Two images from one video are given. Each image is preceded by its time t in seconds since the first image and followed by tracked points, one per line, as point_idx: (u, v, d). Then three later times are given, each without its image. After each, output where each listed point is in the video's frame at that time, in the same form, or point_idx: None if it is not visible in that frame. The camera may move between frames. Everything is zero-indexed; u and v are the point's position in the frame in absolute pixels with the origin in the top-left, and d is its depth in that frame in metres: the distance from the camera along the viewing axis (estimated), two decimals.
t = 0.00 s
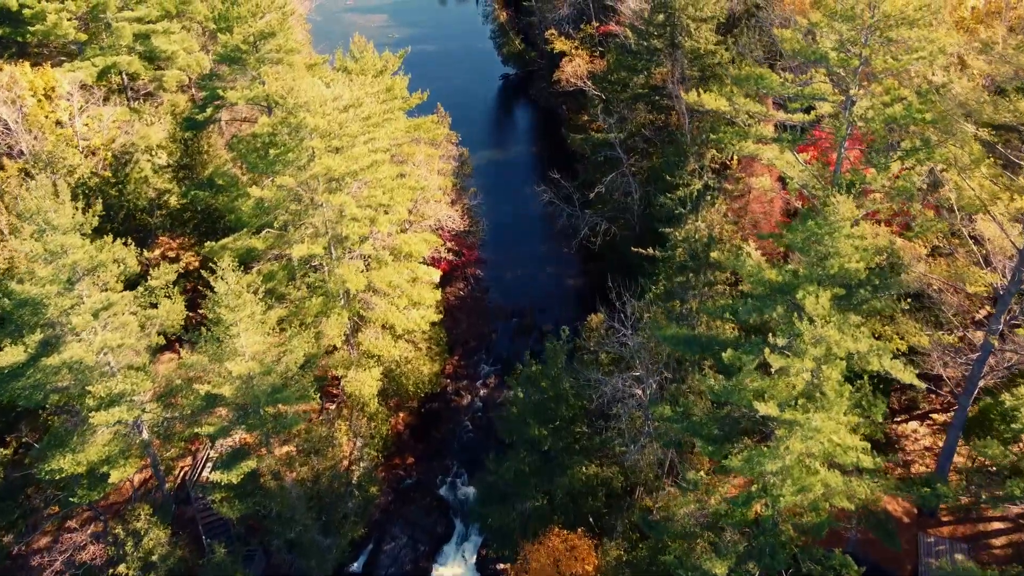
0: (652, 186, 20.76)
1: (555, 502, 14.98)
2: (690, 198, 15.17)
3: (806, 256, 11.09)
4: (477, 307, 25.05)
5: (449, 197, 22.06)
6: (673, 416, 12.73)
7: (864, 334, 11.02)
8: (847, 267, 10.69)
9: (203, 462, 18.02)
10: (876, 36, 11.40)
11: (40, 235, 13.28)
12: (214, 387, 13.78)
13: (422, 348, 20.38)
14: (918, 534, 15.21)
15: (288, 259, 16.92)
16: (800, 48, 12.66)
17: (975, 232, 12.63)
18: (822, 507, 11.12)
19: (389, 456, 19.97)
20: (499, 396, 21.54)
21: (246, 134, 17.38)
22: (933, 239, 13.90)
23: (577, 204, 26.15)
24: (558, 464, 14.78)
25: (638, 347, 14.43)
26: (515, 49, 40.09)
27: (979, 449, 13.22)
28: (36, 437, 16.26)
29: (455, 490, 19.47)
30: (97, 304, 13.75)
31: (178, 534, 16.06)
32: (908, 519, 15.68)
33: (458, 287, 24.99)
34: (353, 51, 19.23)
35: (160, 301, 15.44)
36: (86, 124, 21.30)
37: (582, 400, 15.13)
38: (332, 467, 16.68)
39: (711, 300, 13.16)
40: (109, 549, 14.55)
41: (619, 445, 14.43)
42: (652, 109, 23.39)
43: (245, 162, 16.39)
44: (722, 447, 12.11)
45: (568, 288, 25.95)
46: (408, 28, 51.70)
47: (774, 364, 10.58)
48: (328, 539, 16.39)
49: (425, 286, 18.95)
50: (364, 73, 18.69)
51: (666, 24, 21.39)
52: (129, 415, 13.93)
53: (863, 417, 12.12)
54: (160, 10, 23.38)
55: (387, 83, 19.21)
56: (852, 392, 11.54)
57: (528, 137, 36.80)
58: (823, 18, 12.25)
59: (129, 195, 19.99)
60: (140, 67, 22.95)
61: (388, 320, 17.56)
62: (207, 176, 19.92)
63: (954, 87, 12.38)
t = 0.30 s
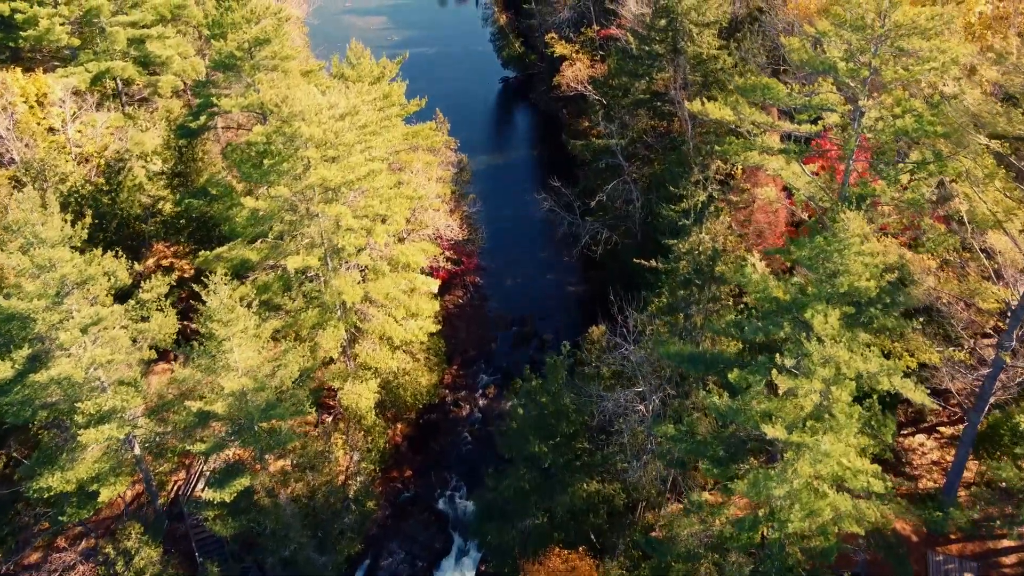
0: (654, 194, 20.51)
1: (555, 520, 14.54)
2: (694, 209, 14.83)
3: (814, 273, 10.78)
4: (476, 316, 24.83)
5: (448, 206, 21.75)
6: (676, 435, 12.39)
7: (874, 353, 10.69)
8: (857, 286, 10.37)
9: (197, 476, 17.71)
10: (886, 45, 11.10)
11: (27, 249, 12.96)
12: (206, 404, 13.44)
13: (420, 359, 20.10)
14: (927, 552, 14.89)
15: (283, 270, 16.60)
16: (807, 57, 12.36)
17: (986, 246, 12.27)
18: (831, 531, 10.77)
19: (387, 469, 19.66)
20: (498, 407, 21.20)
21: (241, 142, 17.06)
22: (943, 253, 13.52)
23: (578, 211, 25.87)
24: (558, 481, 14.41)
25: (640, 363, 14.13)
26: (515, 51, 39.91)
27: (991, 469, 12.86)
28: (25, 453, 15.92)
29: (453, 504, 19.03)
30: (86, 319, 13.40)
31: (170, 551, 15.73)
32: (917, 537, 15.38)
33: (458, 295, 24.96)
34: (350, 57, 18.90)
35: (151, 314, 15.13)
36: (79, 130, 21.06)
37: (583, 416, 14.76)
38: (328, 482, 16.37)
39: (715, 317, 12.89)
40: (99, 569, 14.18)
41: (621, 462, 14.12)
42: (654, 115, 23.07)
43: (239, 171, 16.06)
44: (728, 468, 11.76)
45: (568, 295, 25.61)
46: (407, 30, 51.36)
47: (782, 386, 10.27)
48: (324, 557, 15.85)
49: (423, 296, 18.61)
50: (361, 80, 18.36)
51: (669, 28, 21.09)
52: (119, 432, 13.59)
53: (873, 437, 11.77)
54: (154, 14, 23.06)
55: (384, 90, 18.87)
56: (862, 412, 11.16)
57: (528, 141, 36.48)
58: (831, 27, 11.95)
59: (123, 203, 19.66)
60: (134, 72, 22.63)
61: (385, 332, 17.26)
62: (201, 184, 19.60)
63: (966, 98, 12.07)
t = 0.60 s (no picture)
0: (656, 202, 20.26)
1: (555, 539, 13.90)
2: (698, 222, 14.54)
3: (823, 291, 10.45)
4: (476, 324, 24.53)
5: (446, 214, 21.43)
6: (681, 455, 12.02)
7: (886, 373, 10.34)
8: (868, 305, 10.03)
9: (191, 491, 17.37)
10: (897, 55, 10.79)
11: (14, 262, 12.61)
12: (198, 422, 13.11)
13: (419, 370, 19.79)
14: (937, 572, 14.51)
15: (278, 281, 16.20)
16: (814, 67, 12.07)
17: (998, 260, 11.93)
18: (840, 558, 10.42)
19: (384, 482, 19.31)
20: (498, 418, 20.88)
21: (235, 151, 16.73)
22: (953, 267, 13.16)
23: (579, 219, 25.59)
24: (558, 499, 13.78)
25: (643, 379, 13.81)
26: (515, 53, 39.65)
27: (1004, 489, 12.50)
28: (14, 468, 15.66)
29: (452, 518, 18.68)
30: (75, 334, 13.07)
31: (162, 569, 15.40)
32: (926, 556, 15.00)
33: (457, 303, 24.60)
34: (347, 64, 18.59)
35: (143, 328, 14.79)
36: (72, 137, 20.75)
37: (584, 432, 14.44)
38: (323, 498, 16.03)
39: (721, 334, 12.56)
40: None
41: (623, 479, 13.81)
42: (656, 121, 22.77)
43: (233, 181, 15.73)
44: (734, 490, 11.42)
45: (569, 304, 25.31)
46: (406, 32, 51.06)
47: (790, 408, 9.95)
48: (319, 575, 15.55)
49: (421, 307, 18.29)
50: (358, 87, 18.02)
51: (671, 34, 20.82)
52: (109, 450, 13.24)
53: (883, 458, 11.42)
54: (149, 19, 22.73)
55: (382, 96, 18.55)
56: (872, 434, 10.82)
57: (528, 145, 36.17)
58: (839, 36, 11.64)
59: (116, 211, 19.31)
60: (129, 77, 22.29)
61: (382, 344, 16.92)
62: (195, 193, 19.29)
63: (979, 109, 11.75)
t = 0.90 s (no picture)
0: (658, 211, 19.98)
1: (556, 559, 13.20)
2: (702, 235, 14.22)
3: (832, 310, 10.12)
4: (475, 332, 24.19)
5: (445, 222, 21.09)
6: (685, 476, 11.66)
7: (898, 395, 9.97)
8: (879, 325, 9.69)
9: (184, 506, 17.02)
10: (908, 66, 10.47)
11: None
12: (189, 440, 12.73)
13: (417, 381, 19.45)
14: None
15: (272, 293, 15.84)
16: (823, 77, 11.74)
17: (1012, 275, 11.55)
18: None
19: (382, 495, 18.89)
20: (497, 429, 20.55)
21: (229, 160, 16.40)
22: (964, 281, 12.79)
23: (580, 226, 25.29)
24: (558, 519, 13.30)
25: (645, 396, 13.48)
26: (515, 56, 39.40)
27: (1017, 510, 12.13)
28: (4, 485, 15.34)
29: (450, 533, 18.25)
30: (61, 350, 12.70)
31: None
32: None
33: (456, 311, 24.19)
34: (343, 70, 18.25)
35: (133, 343, 14.41)
36: (64, 144, 20.42)
37: (585, 450, 14.10)
38: (319, 514, 15.68)
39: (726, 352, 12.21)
40: None
41: (625, 498, 13.46)
42: (658, 127, 22.43)
43: (227, 190, 15.39)
44: (740, 514, 11.07)
45: (569, 312, 24.99)
46: (405, 35, 50.73)
47: (799, 433, 9.60)
48: None
49: (419, 318, 17.96)
50: (354, 94, 17.69)
51: (673, 39, 20.56)
52: (98, 468, 12.87)
53: (893, 481, 11.05)
54: (143, 23, 22.37)
55: (379, 103, 18.21)
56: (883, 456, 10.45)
57: (528, 149, 35.85)
58: (848, 45, 11.32)
59: (108, 220, 18.95)
60: (123, 82, 21.94)
61: (379, 356, 16.56)
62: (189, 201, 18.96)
63: (992, 120, 11.41)
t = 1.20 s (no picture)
0: (660, 220, 19.78)
1: None
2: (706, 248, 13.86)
3: (842, 331, 9.79)
4: (474, 341, 23.86)
5: (444, 231, 20.77)
6: (690, 499, 11.30)
7: (911, 419, 9.61)
8: (892, 347, 9.34)
9: (176, 523, 16.64)
10: (920, 78, 10.17)
11: None
12: (179, 460, 12.38)
13: (415, 393, 19.13)
14: None
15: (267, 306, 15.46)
16: (830, 88, 11.43)
17: None
18: None
19: (379, 509, 18.34)
20: (496, 442, 20.22)
21: (223, 169, 16.08)
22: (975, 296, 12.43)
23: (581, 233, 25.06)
24: (560, 539, 12.57)
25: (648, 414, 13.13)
26: (515, 59, 39.15)
27: None
28: None
29: (449, 549, 17.66)
30: (48, 368, 12.30)
31: None
32: None
33: (454, 320, 23.40)
34: (340, 77, 17.92)
35: (124, 358, 14.06)
36: (57, 151, 20.10)
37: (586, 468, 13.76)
38: (314, 532, 15.28)
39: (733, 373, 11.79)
40: None
41: (628, 518, 13.13)
42: (660, 134, 22.12)
43: (220, 201, 15.07)
44: (746, 540, 10.72)
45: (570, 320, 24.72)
46: (404, 37, 50.40)
47: (809, 459, 9.23)
48: None
49: (416, 329, 17.64)
50: (351, 102, 17.38)
51: (675, 45, 20.26)
52: (86, 489, 12.49)
53: (904, 506, 10.69)
54: (138, 28, 22.03)
55: (376, 111, 17.90)
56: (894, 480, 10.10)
57: (528, 154, 35.55)
58: (857, 56, 11.03)
59: (101, 230, 18.64)
60: (116, 88, 21.62)
61: (376, 370, 16.22)
62: (182, 210, 18.59)
63: (1006, 133, 11.07)
